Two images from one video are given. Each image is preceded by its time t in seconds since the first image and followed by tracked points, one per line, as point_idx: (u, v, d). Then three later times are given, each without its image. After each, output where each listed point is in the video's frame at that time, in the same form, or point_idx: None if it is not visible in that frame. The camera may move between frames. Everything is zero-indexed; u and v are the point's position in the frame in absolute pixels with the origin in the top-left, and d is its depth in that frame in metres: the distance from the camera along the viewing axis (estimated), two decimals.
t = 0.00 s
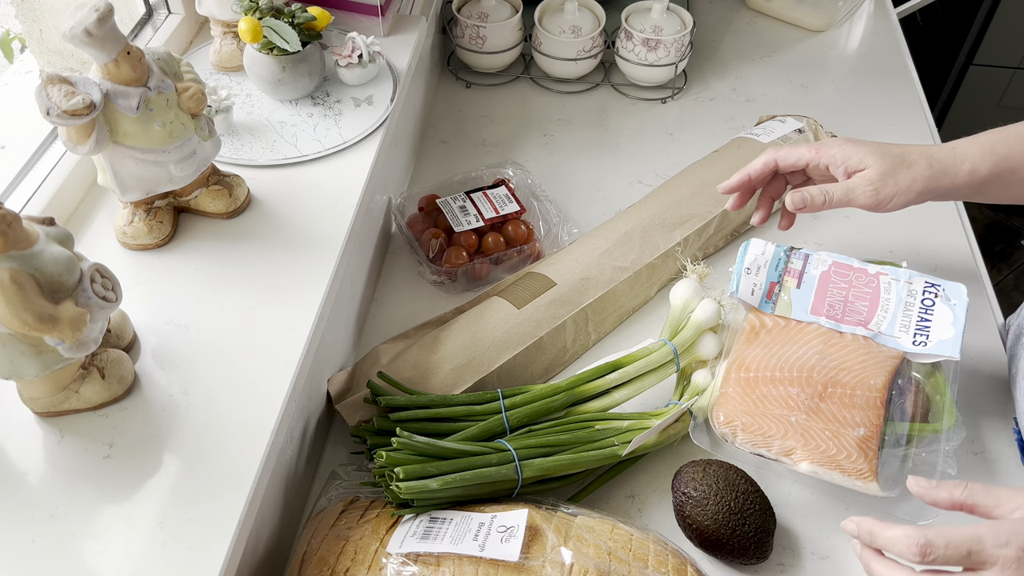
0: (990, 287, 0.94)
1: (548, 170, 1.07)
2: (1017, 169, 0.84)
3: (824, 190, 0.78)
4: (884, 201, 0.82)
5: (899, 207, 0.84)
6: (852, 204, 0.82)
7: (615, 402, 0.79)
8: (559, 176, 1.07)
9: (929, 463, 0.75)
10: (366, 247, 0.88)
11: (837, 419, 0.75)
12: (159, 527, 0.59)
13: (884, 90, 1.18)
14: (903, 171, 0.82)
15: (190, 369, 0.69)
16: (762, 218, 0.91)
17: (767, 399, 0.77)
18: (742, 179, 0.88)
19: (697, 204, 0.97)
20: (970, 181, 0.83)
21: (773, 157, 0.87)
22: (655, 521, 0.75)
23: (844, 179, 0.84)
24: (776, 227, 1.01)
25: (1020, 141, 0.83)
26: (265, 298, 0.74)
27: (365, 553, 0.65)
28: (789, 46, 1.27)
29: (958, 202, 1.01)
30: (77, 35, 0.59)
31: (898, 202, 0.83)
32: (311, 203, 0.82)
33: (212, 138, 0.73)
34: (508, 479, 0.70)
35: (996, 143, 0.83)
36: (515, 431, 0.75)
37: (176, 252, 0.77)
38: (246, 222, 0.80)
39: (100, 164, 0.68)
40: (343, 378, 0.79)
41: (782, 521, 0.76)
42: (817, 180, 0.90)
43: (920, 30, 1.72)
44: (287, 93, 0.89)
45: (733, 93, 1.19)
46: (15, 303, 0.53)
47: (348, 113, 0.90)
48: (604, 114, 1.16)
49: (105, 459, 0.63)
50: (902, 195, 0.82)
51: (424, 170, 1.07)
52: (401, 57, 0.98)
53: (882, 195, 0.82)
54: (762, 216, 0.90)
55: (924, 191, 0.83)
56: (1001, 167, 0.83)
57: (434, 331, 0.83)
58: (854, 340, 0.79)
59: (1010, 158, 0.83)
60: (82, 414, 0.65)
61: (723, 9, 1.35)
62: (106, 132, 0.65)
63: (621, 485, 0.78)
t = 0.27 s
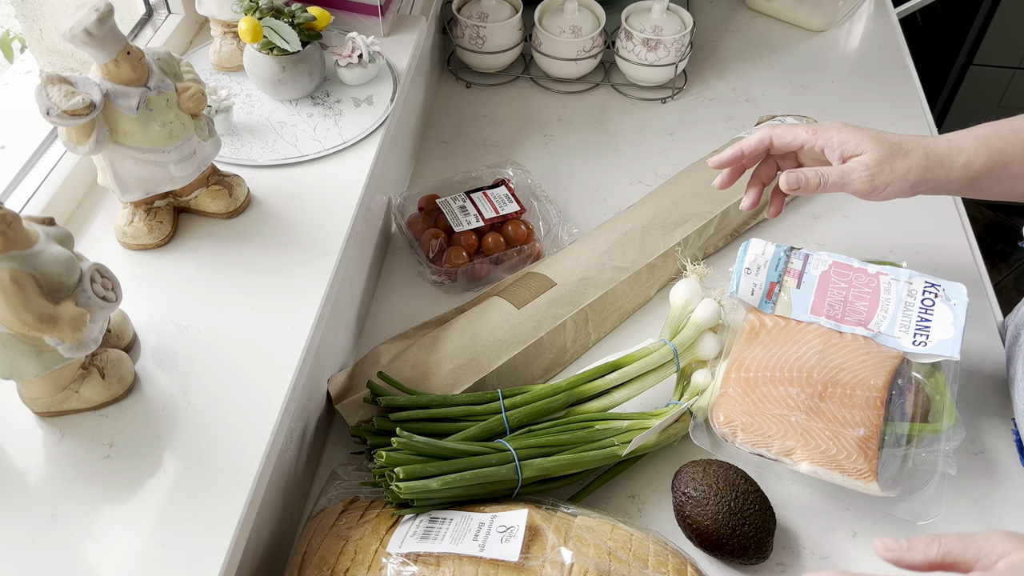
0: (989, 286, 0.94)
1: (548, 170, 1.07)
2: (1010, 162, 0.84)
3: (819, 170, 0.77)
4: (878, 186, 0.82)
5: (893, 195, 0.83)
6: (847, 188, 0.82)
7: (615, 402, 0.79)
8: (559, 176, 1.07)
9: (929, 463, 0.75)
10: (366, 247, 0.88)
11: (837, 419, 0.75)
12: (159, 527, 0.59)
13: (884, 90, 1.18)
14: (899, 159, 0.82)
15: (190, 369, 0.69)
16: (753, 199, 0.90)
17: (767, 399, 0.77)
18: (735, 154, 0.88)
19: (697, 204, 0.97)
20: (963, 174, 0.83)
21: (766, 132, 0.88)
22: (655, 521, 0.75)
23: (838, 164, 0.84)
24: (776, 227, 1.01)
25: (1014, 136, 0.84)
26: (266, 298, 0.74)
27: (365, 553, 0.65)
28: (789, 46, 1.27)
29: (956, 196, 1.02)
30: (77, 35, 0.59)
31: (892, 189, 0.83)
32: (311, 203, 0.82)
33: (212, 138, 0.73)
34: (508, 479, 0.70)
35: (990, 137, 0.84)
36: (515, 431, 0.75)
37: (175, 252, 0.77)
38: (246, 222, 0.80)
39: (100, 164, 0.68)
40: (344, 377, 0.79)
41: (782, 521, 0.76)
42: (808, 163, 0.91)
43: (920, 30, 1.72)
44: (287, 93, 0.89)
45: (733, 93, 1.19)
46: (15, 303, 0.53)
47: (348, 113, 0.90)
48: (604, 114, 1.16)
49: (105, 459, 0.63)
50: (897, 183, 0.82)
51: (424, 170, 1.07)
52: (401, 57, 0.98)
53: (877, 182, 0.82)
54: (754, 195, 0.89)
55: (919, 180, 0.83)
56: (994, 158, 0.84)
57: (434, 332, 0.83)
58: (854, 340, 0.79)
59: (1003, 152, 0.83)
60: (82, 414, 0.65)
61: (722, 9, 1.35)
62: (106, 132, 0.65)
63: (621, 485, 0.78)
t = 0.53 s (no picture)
0: (989, 285, 0.94)
1: (548, 170, 1.07)
2: (983, 149, 0.83)
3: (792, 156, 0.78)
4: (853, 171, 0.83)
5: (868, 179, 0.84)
6: (822, 174, 0.82)
7: (615, 402, 0.79)
8: (559, 176, 1.07)
9: (929, 463, 0.75)
10: (366, 247, 0.88)
11: (837, 419, 0.75)
12: (159, 527, 0.59)
13: (884, 90, 1.18)
14: (873, 145, 0.82)
15: (190, 369, 0.69)
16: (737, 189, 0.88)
17: (767, 399, 0.77)
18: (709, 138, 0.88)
19: (696, 204, 0.97)
20: (936, 160, 0.84)
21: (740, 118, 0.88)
22: (655, 521, 0.75)
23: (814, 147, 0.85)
24: (776, 227, 1.01)
25: (992, 123, 0.83)
26: (266, 298, 0.74)
27: (365, 553, 0.65)
28: (789, 46, 1.27)
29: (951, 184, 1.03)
30: (77, 35, 0.59)
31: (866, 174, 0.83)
32: (311, 203, 0.82)
33: (212, 138, 0.73)
34: (508, 479, 0.70)
35: (965, 123, 0.83)
36: (515, 431, 0.75)
37: (176, 252, 0.77)
38: (246, 222, 0.80)
39: (100, 164, 0.68)
40: (344, 377, 0.79)
41: (783, 521, 0.76)
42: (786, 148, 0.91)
43: (920, 30, 1.72)
44: (288, 93, 0.89)
45: (733, 93, 1.19)
46: (15, 303, 0.53)
47: (348, 113, 0.90)
48: (604, 114, 1.16)
49: (105, 459, 0.63)
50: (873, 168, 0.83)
51: (424, 169, 1.07)
52: (401, 57, 0.98)
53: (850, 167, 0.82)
54: (738, 182, 0.88)
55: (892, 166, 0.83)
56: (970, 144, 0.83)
57: (434, 332, 0.83)
58: (854, 340, 0.79)
59: (979, 142, 0.83)
60: (82, 414, 0.65)
61: (722, 9, 1.34)
62: (106, 132, 0.65)
63: (621, 485, 0.78)
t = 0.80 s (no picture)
0: (989, 285, 0.94)
1: (548, 169, 1.07)
2: (851, 120, 0.87)
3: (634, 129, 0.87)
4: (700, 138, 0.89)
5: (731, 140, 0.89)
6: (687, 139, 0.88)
7: (615, 402, 0.79)
8: (558, 176, 1.07)
9: (929, 464, 0.75)
10: (367, 247, 0.88)
11: (837, 419, 0.75)
12: (160, 527, 0.59)
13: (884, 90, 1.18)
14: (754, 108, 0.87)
15: (190, 369, 0.69)
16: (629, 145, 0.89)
17: (767, 399, 0.77)
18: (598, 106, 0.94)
19: (696, 204, 0.97)
20: (801, 123, 0.87)
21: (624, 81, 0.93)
22: (655, 521, 0.75)
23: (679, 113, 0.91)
24: (776, 226, 1.01)
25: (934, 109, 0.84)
26: (266, 298, 0.74)
27: (365, 553, 0.65)
28: (788, 46, 1.27)
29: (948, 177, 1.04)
30: (77, 35, 0.59)
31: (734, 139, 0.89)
32: (311, 203, 0.82)
33: (212, 138, 0.73)
34: (508, 479, 0.70)
35: (834, 93, 0.86)
36: (515, 431, 0.75)
37: (175, 252, 0.77)
38: (246, 222, 0.80)
39: (100, 164, 0.68)
40: (344, 377, 0.79)
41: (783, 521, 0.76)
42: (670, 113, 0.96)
43: (920, 29, 1.72)
44: (288, 93, 0.89)
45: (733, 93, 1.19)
46: (15, 304, 0.53)
47: (348, 113, 0.90)
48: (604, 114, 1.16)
49: (105, 459, 0.63)
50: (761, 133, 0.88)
51: (424, 170, 1.07)
52: (401, 57, 0.98)
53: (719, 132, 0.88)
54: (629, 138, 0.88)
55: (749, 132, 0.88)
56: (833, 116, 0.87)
57: (434, 331, 0.83)
58: (854, 340, 0.79)
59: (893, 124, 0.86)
60: (82, 414, 0.65)
61: (722, 9, 1.34)
62: (106, 132, 0.65)
63: (621, 485, 0.78)
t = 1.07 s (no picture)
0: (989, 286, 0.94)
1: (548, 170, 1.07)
2: (698, 115, 0.98)
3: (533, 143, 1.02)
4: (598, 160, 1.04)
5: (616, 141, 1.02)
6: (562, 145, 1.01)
7: (615, 402, 0.79)
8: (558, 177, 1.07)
9: (929, 464, 0.75)
10: (366, 247, 0.88)
11: (837, 419, 0.75)
12: (159, 527, 0.59)
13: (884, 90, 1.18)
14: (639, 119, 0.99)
15: (190, 369, 0.69)
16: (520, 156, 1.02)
17: (767, 399, 0.77)
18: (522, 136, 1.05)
19: (696, 204, 0.97)
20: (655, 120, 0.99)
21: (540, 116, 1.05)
22: (655, 521, 0.75)
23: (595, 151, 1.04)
24: (776, 226, 1.02)
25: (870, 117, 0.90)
26: (266, 298, 0.74)
27: (365, 553, 0.65)
28: (788, 46, 1.27)
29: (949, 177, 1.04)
30: (76, 35, 0.59)
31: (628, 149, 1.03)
32: (312, 203, 0.82)
33: (212, 138, 0.73)
34: (508, 479, 0.70)
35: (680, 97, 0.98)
36: (515, 431, 0.75)
37: (175, 252, 0.77)
38: (246, 222, 0.80)
39: (100, 164, 0.68)
40: (344, 377, 0.79)
41: (783, 522, 0.76)
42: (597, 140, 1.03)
43: (919, 29, 1.72)
44: (288, 93, 0.89)
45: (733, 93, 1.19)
46: (15, 303, 0.53)
47: (348, 113, 0.90)
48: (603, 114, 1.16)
49: (105, 459, 0.63)
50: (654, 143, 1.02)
51: (424, 169, 1.07)
52: (401, 57, 0.98)
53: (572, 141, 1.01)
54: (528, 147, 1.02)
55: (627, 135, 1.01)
56: (672, 111, 0.98)
57: (434, 332, 0.83)
58: (854, 340, 0.79)
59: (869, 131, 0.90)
60: (82, 414, 0.65)
61: (723, 9, 1.34)
62: (106, 132, 0.65)
63: (621, 485, 0.78)
